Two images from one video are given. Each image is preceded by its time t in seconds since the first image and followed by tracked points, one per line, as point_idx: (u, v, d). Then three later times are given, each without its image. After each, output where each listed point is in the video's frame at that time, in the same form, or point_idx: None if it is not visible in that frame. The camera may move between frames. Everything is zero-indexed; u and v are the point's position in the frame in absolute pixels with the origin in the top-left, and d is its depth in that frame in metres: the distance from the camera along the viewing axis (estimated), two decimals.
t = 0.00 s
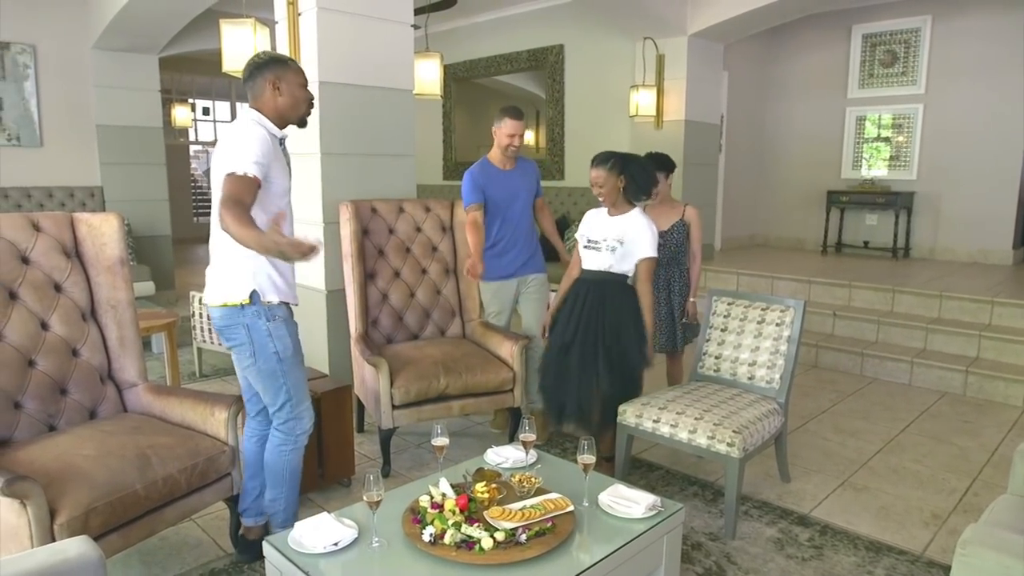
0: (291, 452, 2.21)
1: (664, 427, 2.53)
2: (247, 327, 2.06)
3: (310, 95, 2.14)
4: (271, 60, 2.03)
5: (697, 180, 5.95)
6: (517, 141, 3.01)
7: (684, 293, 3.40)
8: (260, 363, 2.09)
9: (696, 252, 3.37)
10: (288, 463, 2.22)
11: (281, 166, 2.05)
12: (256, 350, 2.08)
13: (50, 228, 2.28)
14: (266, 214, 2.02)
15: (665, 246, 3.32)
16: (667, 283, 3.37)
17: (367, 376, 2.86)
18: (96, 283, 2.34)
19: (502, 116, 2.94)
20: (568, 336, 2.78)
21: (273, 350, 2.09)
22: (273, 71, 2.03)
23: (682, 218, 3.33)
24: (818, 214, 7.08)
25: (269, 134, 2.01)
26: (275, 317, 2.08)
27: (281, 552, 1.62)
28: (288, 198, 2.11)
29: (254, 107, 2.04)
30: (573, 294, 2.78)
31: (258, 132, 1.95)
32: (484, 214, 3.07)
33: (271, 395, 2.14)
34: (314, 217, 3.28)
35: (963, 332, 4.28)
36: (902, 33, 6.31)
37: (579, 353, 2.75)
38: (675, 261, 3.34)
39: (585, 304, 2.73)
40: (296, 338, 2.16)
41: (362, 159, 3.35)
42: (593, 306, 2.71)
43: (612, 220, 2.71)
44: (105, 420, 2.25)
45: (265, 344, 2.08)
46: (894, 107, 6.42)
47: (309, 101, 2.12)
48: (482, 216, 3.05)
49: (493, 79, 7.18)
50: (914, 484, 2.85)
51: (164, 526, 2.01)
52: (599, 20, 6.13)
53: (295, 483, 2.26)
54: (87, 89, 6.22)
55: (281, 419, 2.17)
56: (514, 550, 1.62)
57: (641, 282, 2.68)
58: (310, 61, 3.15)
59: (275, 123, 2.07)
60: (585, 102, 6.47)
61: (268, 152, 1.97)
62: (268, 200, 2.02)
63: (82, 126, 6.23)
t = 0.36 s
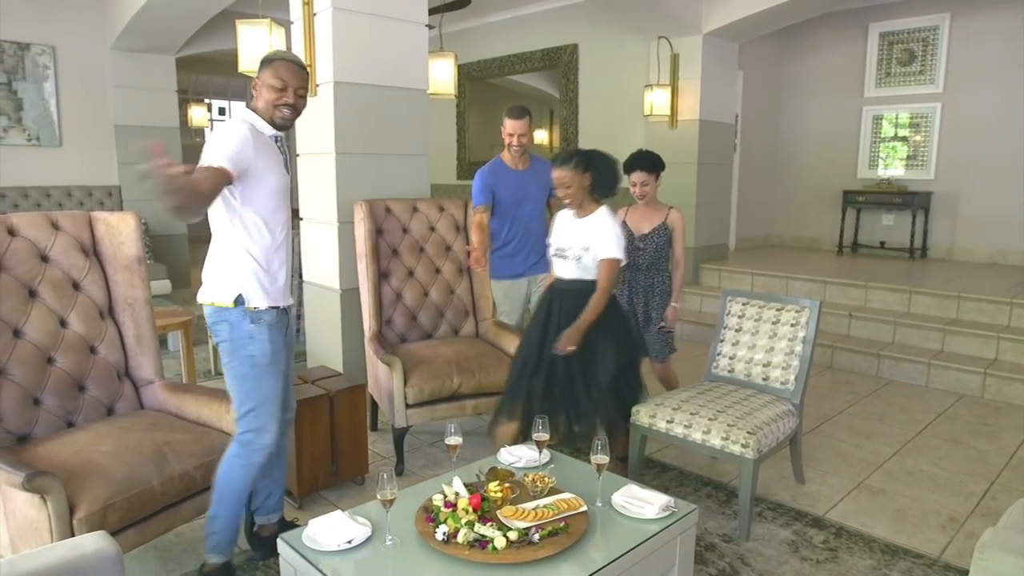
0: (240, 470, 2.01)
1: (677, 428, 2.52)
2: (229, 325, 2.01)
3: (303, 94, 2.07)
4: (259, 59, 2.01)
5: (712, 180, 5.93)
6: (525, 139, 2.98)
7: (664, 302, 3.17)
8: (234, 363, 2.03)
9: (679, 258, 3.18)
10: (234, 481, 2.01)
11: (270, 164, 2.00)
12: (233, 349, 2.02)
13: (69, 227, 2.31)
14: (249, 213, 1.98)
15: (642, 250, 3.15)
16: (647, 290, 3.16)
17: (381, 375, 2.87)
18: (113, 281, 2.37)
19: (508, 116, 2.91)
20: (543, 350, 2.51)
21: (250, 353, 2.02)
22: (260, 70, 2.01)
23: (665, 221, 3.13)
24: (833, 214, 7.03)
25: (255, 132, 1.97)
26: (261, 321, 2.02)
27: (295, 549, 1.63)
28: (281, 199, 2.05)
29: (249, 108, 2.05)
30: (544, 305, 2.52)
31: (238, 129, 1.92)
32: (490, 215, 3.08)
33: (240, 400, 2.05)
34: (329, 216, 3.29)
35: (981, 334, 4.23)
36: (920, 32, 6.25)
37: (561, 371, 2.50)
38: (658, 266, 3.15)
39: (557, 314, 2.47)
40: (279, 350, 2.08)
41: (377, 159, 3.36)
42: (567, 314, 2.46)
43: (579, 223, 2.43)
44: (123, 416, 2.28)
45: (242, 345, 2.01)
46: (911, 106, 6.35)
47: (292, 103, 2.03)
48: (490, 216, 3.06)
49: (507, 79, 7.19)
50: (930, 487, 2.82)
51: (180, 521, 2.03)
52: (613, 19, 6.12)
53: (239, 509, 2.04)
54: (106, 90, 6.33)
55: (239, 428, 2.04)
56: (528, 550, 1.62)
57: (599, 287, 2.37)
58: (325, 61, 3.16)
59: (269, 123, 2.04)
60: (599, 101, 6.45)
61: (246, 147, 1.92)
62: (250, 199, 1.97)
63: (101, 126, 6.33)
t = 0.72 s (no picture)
0: (202, 493, 1.91)
1: (692, 429, 2.51)
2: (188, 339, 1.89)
3: (270, 92, 1.92)
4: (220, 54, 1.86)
5: (728, 180, 5.90)
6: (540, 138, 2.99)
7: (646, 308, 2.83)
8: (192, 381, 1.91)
9: (672, 261, 2.80)
10: (198, 506, 1.91)
11: (234, 171, 1.83)
12: (191, 366, 1.90)
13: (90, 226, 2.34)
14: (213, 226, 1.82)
15: (631, 253, 2.83)
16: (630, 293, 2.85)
17: (396, 374, 2.88)
18: (133, 280, 2.39)
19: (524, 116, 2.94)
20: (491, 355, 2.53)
21: (206, 372, 1.88)
22: (222, 67, 1.86)
23: (654, 221, 2.80)
24: (851, 214, 6.97)
25: (216, 139, 1.81)
26: (221, 339, 1.87)
27: (311, 546, 1.64)
28: (252, 207, 1.89)
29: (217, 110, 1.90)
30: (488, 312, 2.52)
31: (193, 135, 1.76)
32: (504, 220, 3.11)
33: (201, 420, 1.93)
34: (345, 216, 3.30)
35: (1003, 336, 4.17)
36: (940, 30, 6.18)
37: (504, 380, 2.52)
38: (649, 269, 2.83)
39: (503, 323, 2.47)
40: (239, 367, 1.92)
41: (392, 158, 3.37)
42: (515, 323, 2.46)
43: (516, 231, 2.37)
44: (142, 414, 2.30)
45: (199, 364, 1.88)
46: (930, 106, 6.28)
47: (257, 103, 1.88)
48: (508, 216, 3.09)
49: (524, 79, 7.19)
50: (949, 491, 2.79)
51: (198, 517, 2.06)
52: (628, 19, 6.11)
53: (215, 530, 1.96)
54: (126, 91, 6.52)
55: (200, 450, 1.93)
56: (542, 550, 1.62)
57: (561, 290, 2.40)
58: (342, 61, 3.18)
59: (237, 124, 1.89)
60: (615, 100, 6.44)
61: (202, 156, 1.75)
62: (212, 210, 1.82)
63: (121, 128, 6.54)
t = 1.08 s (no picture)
0: (196, 502, 1.86)
1: (711, 431, 2.50)
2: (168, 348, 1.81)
3: (256, 86, 1.79)
4: (195, 42, 1.70)
5: (748, 180, 5.85)
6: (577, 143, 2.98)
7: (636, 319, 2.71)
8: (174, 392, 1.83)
9: (669, 271, 2.67)
10: (195, 515, 1.86)
11: (201, 176, 1.71)
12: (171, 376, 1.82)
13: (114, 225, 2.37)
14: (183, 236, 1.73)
15: (623, 264, 2.70)
16: (619, 305, 2.73)
17: (414, 374, 2.89)
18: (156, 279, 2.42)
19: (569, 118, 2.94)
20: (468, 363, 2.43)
21: (184, 382, 1.80)
22: (199, 59, 1.70)
23: (647, 228, 2.67)
24: (873, 215, 6.89)
25: (177, 143, 1.68)
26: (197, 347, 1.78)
27: (330, 544, 1.65)
28: (225, 212, 1.77)
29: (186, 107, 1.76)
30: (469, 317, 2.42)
31: (152, 144, 1.64)
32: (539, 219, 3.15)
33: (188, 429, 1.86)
34: (364, 216, 3.32)
35: None
36: (965, 28, 6.09)
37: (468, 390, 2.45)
38: (641, 280, 2.69)
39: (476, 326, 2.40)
40: (219, 374, 1.82)
41: (411, 158, 3.38)
42: (483, 326, 2.39)
43: (488, 232, 2.36)
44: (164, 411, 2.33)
45: (177, 372, 1.80)
46: (955, 105, 6.19)
47: (249, 100, 1.77)
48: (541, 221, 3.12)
49: (542, 79, 7.19)
50: (972, 496, 2.75)
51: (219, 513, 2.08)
52: (647, 19, 6.09)
53: (220, 534, 1.92)
54: (150, 92, 6.63)
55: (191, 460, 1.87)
56: (560, 550, 1.62)
57: (529, 293, 2.49)
58: (361, 62, 3.20)
59: (209, 124, 1.76)
60: (633, 100, 6.42)
61: (161, 165, 1.64)
62: (181, 220, 1.72)
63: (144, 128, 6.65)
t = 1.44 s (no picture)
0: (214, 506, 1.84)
1: (730, 433, 2.48)
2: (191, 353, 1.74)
3: (287, 89, 1.71)
4: (233, 42, 1.60)
5: (768, 181, 5.80)
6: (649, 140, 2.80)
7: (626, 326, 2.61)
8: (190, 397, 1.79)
9: (653, 272, 2.61)
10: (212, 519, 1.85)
11: (228, 181, 1.63)
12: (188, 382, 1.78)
13: (137, 223, 2.39)
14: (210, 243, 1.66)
15: (607, 268, 2.59)
16: (602, 311, 2.60)
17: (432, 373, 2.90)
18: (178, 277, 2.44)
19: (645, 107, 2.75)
20: (444, 368, 2.39)
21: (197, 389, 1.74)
22: (234, 59, 1.60)
23: (634, 230, 2.57)
24: (896, 216, 6.80)
25: (202, 147, 1.60)
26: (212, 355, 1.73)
27: (348, 542, 1.66)
28: (249, 215, 1.70)
29: (208, 106, 1.67)
30: (427, 323, 2.38)
31: (177, 152, 1.55)
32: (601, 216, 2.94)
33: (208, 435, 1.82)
34: (383, 216, 3.34)
35: None
36: (991, 26, 6.01)
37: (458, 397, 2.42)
38: (626, 284, 2.59)
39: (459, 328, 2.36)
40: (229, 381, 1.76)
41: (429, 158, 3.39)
42: (471, 327, 2.38)
43: (469, 229, 2.30)
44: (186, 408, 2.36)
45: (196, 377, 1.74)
46: (980, 104, 6.10)
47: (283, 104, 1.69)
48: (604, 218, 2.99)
49: (562, 79, 7.19)
50: (997, 501, 2.71)
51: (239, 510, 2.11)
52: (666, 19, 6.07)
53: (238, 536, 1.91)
54: (172, 92, 6.71)
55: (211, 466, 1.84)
56: (577, 550, 1.62)
57: (504, 295, 2.46)
58: (381, 63, 3.22)
59: (231, 125, 1.68)
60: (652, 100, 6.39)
61: (189, 174, 1.56)
62: (208, 230, 1.65)
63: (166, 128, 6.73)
